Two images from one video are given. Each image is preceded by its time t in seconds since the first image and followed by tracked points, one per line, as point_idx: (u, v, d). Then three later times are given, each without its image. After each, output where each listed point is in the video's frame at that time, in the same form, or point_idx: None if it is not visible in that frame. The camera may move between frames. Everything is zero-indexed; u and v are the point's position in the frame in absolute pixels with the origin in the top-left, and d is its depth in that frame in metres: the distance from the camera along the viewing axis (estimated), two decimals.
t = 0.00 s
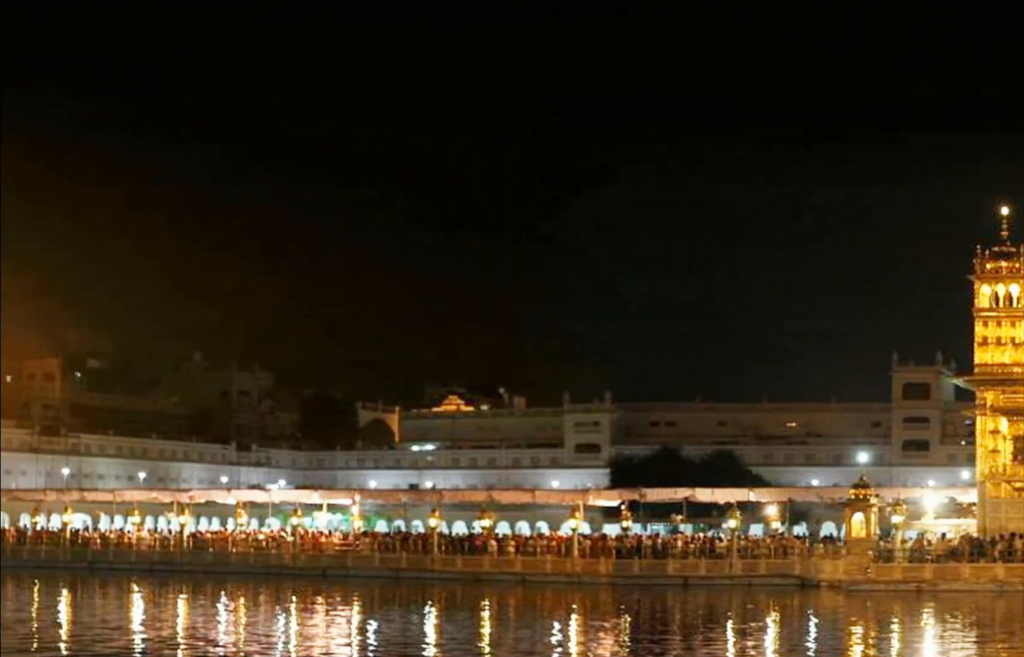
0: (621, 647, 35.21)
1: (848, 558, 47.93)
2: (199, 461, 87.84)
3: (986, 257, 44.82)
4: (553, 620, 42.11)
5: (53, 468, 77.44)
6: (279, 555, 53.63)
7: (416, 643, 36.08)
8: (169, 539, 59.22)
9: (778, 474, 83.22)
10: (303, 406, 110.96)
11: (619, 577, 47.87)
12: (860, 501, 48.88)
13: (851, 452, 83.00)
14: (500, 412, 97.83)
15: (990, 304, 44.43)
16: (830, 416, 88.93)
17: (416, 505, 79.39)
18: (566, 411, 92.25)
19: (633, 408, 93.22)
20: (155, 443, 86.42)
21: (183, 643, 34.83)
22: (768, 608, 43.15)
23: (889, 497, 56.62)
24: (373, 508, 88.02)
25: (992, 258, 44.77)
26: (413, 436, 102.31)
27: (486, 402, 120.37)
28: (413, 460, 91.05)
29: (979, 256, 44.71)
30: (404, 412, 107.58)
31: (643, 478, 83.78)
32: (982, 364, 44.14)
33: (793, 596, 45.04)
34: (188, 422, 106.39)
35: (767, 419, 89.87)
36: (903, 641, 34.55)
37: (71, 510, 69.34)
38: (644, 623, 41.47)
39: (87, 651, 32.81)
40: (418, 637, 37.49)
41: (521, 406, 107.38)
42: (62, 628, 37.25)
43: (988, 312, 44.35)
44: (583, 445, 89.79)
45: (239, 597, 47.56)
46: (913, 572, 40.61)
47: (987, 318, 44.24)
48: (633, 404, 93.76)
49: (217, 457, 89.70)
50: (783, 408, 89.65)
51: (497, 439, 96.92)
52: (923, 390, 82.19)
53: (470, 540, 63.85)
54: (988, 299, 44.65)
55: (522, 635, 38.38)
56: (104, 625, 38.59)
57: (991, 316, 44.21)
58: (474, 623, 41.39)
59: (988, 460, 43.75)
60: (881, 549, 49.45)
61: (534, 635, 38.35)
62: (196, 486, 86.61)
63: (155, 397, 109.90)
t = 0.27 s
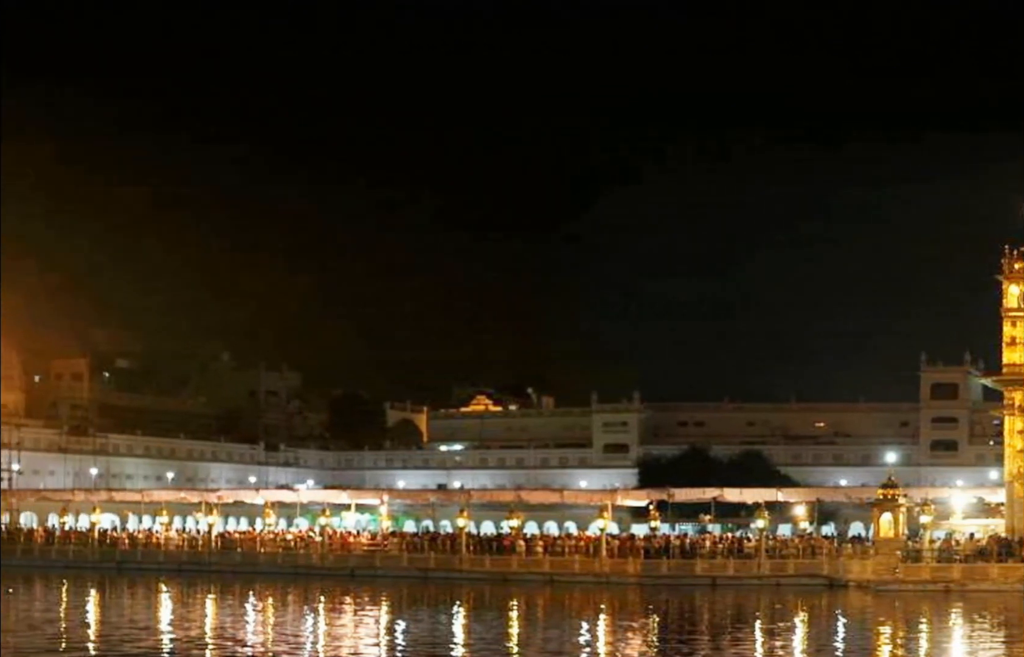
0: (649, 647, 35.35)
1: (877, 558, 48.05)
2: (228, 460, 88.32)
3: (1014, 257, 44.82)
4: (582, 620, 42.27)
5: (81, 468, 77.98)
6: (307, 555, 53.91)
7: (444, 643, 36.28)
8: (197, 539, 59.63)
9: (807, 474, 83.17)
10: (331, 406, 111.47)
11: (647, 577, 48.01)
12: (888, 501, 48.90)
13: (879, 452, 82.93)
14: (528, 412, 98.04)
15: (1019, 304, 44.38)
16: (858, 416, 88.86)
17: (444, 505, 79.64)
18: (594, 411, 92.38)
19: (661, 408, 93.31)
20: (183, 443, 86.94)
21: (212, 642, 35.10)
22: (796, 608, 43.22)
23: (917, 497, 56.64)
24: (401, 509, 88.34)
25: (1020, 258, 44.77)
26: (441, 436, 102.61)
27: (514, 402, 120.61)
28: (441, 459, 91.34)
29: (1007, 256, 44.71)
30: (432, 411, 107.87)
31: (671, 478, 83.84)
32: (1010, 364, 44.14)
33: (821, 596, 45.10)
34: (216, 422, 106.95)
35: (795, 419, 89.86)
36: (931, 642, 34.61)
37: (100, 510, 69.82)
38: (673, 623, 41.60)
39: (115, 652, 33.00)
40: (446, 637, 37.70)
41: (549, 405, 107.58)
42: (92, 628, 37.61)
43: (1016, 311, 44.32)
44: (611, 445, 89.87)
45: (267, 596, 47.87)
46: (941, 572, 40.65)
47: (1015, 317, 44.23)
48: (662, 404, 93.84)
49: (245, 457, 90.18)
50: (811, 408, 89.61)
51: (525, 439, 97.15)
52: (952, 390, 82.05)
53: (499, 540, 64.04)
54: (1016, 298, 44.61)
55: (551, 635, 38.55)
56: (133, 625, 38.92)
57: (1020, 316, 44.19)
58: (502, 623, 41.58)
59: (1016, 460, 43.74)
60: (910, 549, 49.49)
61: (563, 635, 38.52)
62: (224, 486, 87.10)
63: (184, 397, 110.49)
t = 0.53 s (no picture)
0: (678, 647, 35.56)
1: (905, 558, 48.21)
2: (256, 460, 88.85)
3: None
4: (610, 620, 42.50)
5: (109, 468, 78.51)
6: (335, 555, 54.22)
7: (473, 643, 36.57)
8: (226, 539, 60.06)
9: (835, 474, 83.18)
10: (359, 406, 111.93)
11: (675, 577, 48.19)
12: (916, 502, 48.95)
13: (907, 452, 82.88)
14: (556, 413, 98.28)
15: None
16: (887, 416, 88.82)
17: (472, 505, 79.89)
18: (622, 411, 92.54)
19: (689, 409, 93.43)
20: (212, 443, 87.47)
21: (240, 643, 35.44)
22: (824, 608, 43.35)
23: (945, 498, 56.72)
24: (429, 509, 88.70)
25: None
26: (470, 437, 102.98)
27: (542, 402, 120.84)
28: (469, 460, 91.61)
29: None
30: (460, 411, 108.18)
31: (699, 479, 83.96)
32: None
33: (850, 596, 45.20)
34: (244, 422, 107.46)
35: (824, 418, 89.88)
36: (959, 642, 34.71)
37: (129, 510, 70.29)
38: (701, 623, 41.79)
39: (144, 651, 33.23)
40: (474, 637, 37.99)
41: (577, 405, 107.79)
42: (121, 628, 37.99)
43: None
44: (639, 445, 89.99)
45: (295, 597, 48.23)
46: (969, 572, 40.75)
47: None
48: (690, 404, 94.01)
49: (274, 457, 90.70)
50: (840, 408, 89.60)
51: (553, 439, 97.42)
52: (981, 390, 81.95)
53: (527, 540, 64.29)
54: None
55: (579, 635, 38.81)
56: (161, 625, 39.32)
57: None
58: (531, 623, 41.85)
59: None
60: (938, 550, 49.55)
61: (591, 635, 38.77)
62: (252, 486, 87.61)
63: (212, 397, 111.01)
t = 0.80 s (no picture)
0: (706, 647, 35.77)
1: (933, 558, 48.23)
2: (284, 461, 89.38)
3: None
4: (638, 620, 42.74)
5: (138, 468, 79.07)
6: (363, 555, 54.59)
7: (501, 643, 36.85)
8: (254, 539, 60.50)
9: (863, 474, 83.22)
10: (388, 406, 112.40)
11: (704, 577, 48.39)
12: (945, 501, 49.05)
13: (936, 452, 82.86)
14: (585, 413, 98.55)
15: None
16: (915, 416, 88.80)
17: (500, 505, 80.20)
18: (650, 411, 92.71)
19: (717, 409, 93.56)
20: (240, 443, 88.02)
21: (268, 642, 35.78)
22: (852, 608, 43.50)
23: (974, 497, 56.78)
24: (458, 508, 89.05)
25: None
26: (499, 437, 103.34)
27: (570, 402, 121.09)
28: (498, 460, 91.93)
29: None
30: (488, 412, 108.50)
31: (727, 479, 84.07)
32: None
33: (878, 596, 45.33)
34: (272, 422, 108.03)
35: (852, 418, 89.93)
36: (987, 642, 34.84)
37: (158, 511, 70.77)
38: (729, 623, 41.98)
39: (172, 651, 33.48)
40: (503, 637, 38.27)
41: (605, 405, 108.00)
42: (149, 628, 38.40)
43: None
44: (667, 445, 90.12)
45: (323, 596, 48.61)
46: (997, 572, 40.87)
47: None
48: (719, 404, 94.17)
49: (302, 457, 91.23)
50: (868, 408, 89.65)
51: (581, 439, 97.68)
52: (1009, 390, 81.81)
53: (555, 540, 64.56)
54: None
55: (607, 635, 39.07)
56: (189, 625, 39.71)
57: None
58: (559, 623, 42.12)
59: None
60: (966, 549, 49.65)
61: (619, 635, 39.02)
62: (281, 486, 88.16)
63: (240, 397, 111.57)
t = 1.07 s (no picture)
0: (737, 647, 36.03)
1: (965, 558, 48.34)
2: (316, 461, 89.97)
3: None
4: (670, 620, 43.01)
5: (169, 468, 79.72)
6: (395, 555, 55.03)
7: (532, 643, 37.18)
8: (286, 539, 61.02)
9: (895, 474, 83.24)
10: (419, 406, 112.96)
11: (735, 577, 48.61)
12: (976, 502, 49.18)
13: (968, 452, 82.83)
14: (616, 413, 98.84)
15: None
16: (947, 416, 88.75)
17: (532, 505, 80.55)
18: (682, 411, 92.91)
19: (749, 408, 93.71)
20: (272, 443, 88.62)
21: (300, 642, 36.19)
22: (884, 608, 43.66)
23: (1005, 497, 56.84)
24: (490, 508, 89.45)
25: None
26: (531, 437, 103.71)
27: (602, 402, 121.38)
28: (529, 460, 92.32)
29: None
30: (519, 412, 108.86)
31: (759, 478, 84.19)
32: None
33: (909, 596, 45.49)
34: (304, 422, 108.68)
35: (883, 419, 90.00)
36: (1018, 642, 35.01)
37: (190, 511, 71.37)
38: (760, 623, 42.21)
39: (205, 651, 33.81)
40: (535, 637, 38.60)
41: (637, 405, 108.21)
42: (182, 628, 38.87)
43: None
44: (699, 445, 90.29)
45: (355, 597, 49.03)
46: None
47: None
48: (750, 404, 94.28)
49: (333, 457, 91.82)
50: (899, 408, 89.70)
51: (613, 439, 97.95)
52: None
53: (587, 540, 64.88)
54: None
55: (639, 635, 39.36)
56: (222, 625, 40.18)
57: None
58: (591, 623, 42.43)
59: None
60: (998, 549, 49.77)
61: (652, 635, 39.31)
62: (312, 486, 88.78)
63: (272, 397, 112.25)
